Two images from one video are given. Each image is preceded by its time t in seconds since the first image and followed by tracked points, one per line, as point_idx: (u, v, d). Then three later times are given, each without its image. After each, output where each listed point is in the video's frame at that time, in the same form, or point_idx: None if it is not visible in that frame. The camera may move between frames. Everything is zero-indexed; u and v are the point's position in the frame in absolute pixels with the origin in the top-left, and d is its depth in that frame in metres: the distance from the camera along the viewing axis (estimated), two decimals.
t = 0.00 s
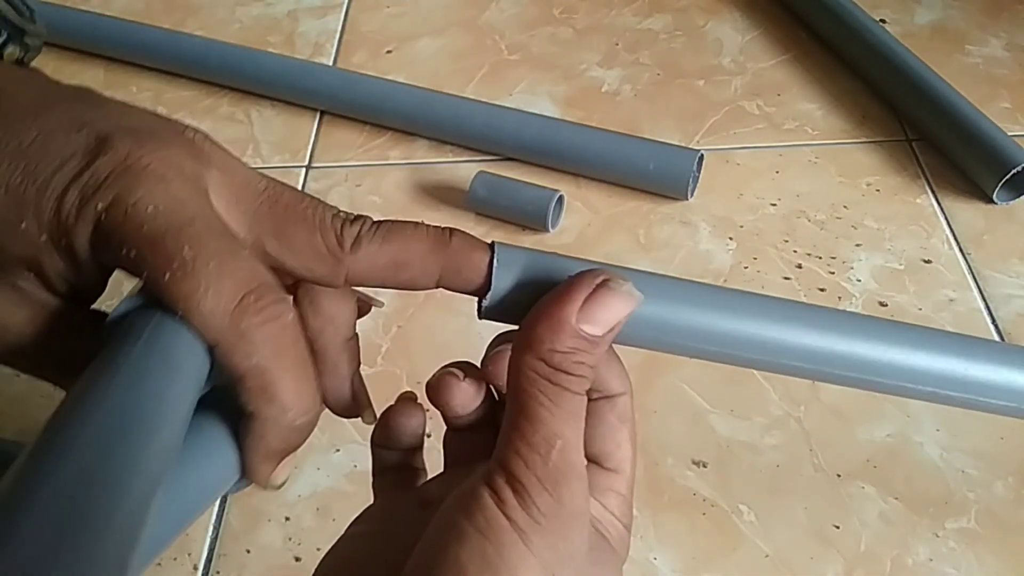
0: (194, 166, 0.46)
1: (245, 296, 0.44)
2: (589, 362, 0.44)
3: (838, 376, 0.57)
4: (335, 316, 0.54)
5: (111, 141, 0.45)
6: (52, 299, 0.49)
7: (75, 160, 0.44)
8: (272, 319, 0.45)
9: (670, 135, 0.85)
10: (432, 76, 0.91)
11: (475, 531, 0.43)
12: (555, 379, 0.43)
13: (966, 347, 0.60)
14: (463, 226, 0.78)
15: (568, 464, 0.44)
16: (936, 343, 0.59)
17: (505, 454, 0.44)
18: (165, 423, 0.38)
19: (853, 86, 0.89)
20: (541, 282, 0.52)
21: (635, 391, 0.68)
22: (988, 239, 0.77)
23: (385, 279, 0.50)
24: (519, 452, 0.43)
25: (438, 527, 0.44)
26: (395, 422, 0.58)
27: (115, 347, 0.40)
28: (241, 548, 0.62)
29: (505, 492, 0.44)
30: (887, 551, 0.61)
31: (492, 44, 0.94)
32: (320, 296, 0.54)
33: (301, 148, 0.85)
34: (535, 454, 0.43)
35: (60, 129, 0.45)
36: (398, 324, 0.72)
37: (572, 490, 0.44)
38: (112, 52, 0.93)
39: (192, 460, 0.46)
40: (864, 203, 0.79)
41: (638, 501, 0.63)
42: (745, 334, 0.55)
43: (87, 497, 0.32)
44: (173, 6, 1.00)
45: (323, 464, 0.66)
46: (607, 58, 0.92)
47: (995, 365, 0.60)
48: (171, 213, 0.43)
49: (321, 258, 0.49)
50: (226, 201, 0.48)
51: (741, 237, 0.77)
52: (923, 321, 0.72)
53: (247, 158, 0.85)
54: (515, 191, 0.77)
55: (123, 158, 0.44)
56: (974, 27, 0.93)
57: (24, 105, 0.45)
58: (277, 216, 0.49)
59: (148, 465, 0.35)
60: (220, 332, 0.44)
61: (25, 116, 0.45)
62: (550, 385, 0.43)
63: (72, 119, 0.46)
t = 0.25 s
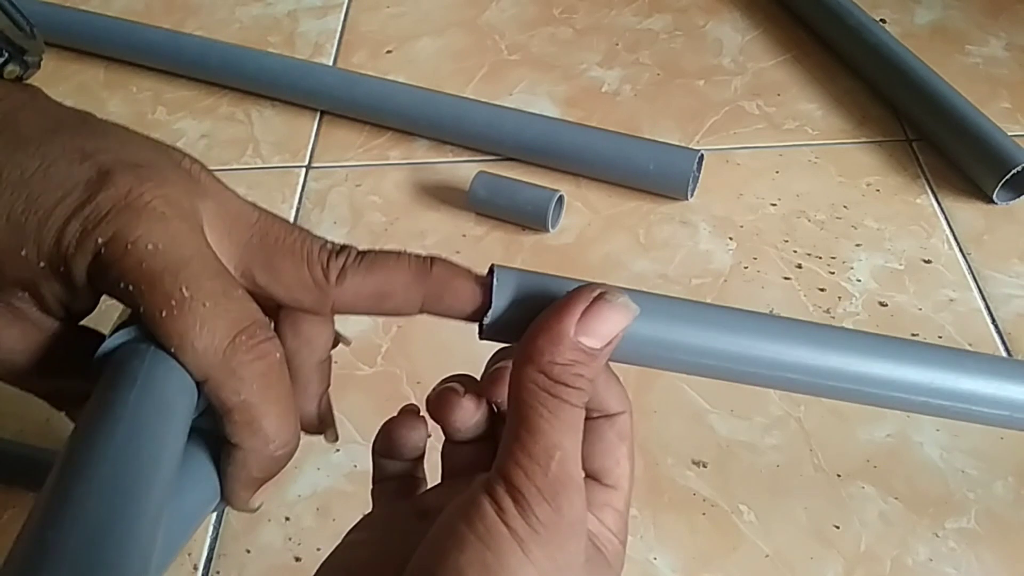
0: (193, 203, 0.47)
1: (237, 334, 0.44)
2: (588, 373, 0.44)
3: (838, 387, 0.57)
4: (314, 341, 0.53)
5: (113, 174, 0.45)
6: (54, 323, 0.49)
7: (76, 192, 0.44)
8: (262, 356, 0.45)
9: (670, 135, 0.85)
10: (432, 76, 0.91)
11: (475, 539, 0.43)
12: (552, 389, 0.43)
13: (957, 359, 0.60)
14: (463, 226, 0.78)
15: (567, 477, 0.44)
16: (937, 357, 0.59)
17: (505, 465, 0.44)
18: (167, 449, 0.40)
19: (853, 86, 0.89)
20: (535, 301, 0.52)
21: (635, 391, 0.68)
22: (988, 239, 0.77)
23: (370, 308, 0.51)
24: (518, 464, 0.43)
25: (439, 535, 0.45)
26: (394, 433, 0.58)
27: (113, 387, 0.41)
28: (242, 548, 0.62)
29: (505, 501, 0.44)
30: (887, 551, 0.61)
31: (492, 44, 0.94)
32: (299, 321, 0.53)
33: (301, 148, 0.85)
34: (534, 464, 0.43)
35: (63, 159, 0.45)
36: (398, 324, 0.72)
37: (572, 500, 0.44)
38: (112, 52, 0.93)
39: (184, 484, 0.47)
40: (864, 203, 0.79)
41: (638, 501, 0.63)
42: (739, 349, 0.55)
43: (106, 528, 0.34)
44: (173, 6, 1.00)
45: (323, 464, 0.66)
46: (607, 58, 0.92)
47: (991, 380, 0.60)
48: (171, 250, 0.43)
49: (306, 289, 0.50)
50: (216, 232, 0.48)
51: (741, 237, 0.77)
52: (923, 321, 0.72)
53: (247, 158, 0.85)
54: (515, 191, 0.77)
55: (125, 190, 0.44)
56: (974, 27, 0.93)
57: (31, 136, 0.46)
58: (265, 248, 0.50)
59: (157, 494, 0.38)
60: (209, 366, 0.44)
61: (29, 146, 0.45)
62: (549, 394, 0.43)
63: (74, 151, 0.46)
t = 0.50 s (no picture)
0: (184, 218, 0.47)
1: (228, 345, 0.44)
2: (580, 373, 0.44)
3: (836, 388, 0.58)
4: (300, 355, 0.55)
5: (105, 184, 0.45)
6: (39, 336, 0.49)
7: (68, 202, 0.45)
8: (252, 369, 0.45)
9: (670, 135, 0.85)
10: (432, 76, 0.91)
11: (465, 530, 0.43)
12: (543, 388, 0.43)
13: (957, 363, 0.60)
14: (463, 226, 0.78)
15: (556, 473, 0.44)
16: (936, 361, 0.59)
17: (495, 459, 0.44)
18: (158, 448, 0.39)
19: (853, 86, 0.89)
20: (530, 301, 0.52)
21: (635, 391, 0.68)
22: (988, 239, 0.77)
23: (364, 322, 0.52)
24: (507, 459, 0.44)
25: (430, 529, 0.45)
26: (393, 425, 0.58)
27: (102, 391, 0.40)
28: (241, 548, 0.62)
29: (496, 494, 0.44)
30: (887, 551, 0.61)
31: (492, 44, 0.94)
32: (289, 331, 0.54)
33: (301, 148, 0.85)
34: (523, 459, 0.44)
35: (56, 169, 0.46)
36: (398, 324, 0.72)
37: (560, 495, 0.44)
38: (112, 53, 0.93)
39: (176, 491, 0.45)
40: (864, 203, 0.79)
41: (638, 501, 0.63)
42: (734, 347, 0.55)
43: (97, 527, 0.33)
44: (174, 6, 1.00)
45: (323, 464, 0.66)
46: (607, 58, 0.92)
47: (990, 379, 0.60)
48: (163, 260, 0.43)
49: (300, 301, 0.51)
50: (210, 243, 0.51)
51: (741, 237, 0.77)
52: (923, 321, 0.72)
53: (247, 158, 0.85)
54: (515, 191, 0.77)
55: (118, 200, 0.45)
56: (974, 27, 0.93)
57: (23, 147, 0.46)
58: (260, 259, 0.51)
59: (149, 492, 0.37)
60: (199, 379, 0.43)
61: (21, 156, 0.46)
62: (539, 394, 0.43)
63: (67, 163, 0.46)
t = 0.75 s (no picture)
0: (174, 220, 0.48)
1: (219, 348, 0.45)
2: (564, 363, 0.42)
3: (821, 395, 0.58)
4: (292, 358, 0.54)
5: (92, 188, 0.47)
6: (28, 339, 0.50)
7: (55, 206, 0.47)
8: (244, 372, 0.45)
9: (670, 135, 0.85)
10: (432, 76, 0.91)
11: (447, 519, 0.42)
12: (524, 377, 0.41)
13: (949, 367, 0.60)
14: (463, 226, 0.78)
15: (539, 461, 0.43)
16: (927, 363, 0.59)
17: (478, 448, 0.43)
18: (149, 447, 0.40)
19: (853, 86, 0.89)
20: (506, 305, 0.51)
21: (635, 390, 0.68)
22: (988, 239, 0.77)
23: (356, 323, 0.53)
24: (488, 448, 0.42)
25: (414, 521, 0.43)
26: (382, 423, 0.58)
27: (90, 393, 0.41)
28: (242, 548, 0.62)
29: (477, 484, 0.42)
30: (887, 551, 0.61)
31: (492, 44, 0.94)
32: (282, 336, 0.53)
33: (301, 148, 0.85)
34: (502, 448, 0.42)
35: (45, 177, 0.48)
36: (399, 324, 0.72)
37: (541, 484, 0.43)
38: (112, 53, 0.93)
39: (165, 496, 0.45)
40: (864, 203, 0.79)
41: (638, 501, 0.63)
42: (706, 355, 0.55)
43: (87, 529, 0.34)
44: (174, 6, 1.00)
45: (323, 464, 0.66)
46: (607, 58, 0.92)
47: (978, 381, 0.60)
48: (146, 260, 0.44)
49: (293, 303, 0.52)
50: (202, 248, 0.51)
51: (741, 237, 0.77)
52: (923, 321, 0.72)
53: (247, 158, 0.85)
54: (515, 192, 0.77)
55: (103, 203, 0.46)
56: (974, 27, 0.93)
57: (13, 152, 0.49)
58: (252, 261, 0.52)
59: (137, 503, 0.37)
60: (193, 382, 0.44)
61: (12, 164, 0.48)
62: (520, 384, 0.42)
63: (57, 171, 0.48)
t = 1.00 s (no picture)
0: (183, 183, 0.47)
1: (240, 306, 0.44)
2: (554, 360, 0.43)
3: (835, 377, 0.57)
4: (300, 329, 0.54)
5: (108, 153, 0.45)
6: (41, 314, 0.49)
7: (72, 171, 0.44)
8: (265, 328, 0.45)
9: (670, 136, 0.85)
10: (432, 76, 0.91)
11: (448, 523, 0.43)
12: (518, 374, 0.43)
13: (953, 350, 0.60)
14: (463, 226, 0.78)
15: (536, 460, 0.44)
16: (934, 350, 0.59)
17: (473, 450, 0.44)
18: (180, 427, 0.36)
19: (853, 86, 0.89)
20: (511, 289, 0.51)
21: (635, 391, 0.68)
22: (988, 239, 0.77)
23: (366, 293, 0.53)
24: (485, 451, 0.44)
25: (417, 525, 0.44)
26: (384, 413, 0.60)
27: (120, 347, 0.40)
28: (242, 548, 0.62)
29: (477, 485, 0.44)
30: (887, 551, 0.61)
31: (492, 44, 0.94)
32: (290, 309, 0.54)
33: (301, 148, 0.85)
34: (499, 449, 0.43)
35: (57, 142, 0.45)
36: (398, 324, 0.72)
37: (540, 481, 0.44)
38: (112, 52, 0.93)
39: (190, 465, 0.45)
40: (864, 203, 0.79)
41: (638, 501, 0.63)
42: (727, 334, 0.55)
43: (143, 466, 0.32)
44: (174, 6, 1.00)
45: (323, 464, 0.66)
46: (607, 58, 0.92)
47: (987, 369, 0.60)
48: (169, 225, 0.43)
49: (302, 274, 0.52)
50: (211, 217, 0.50)
51: (741, 237, 0.77)
52: (923, 322, 0.72)
53: (247, 158, 0.85)
54: (515, 191, 0.77)
55: (121, 168, 0.45)
56: (974, 27, 0.93)
57: (15, 124, 0.45)
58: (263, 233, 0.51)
59: (181, 454, 0.35)
60: (215, 339, 0.44)
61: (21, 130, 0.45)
62: (515, 383, 0.43)
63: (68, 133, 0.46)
